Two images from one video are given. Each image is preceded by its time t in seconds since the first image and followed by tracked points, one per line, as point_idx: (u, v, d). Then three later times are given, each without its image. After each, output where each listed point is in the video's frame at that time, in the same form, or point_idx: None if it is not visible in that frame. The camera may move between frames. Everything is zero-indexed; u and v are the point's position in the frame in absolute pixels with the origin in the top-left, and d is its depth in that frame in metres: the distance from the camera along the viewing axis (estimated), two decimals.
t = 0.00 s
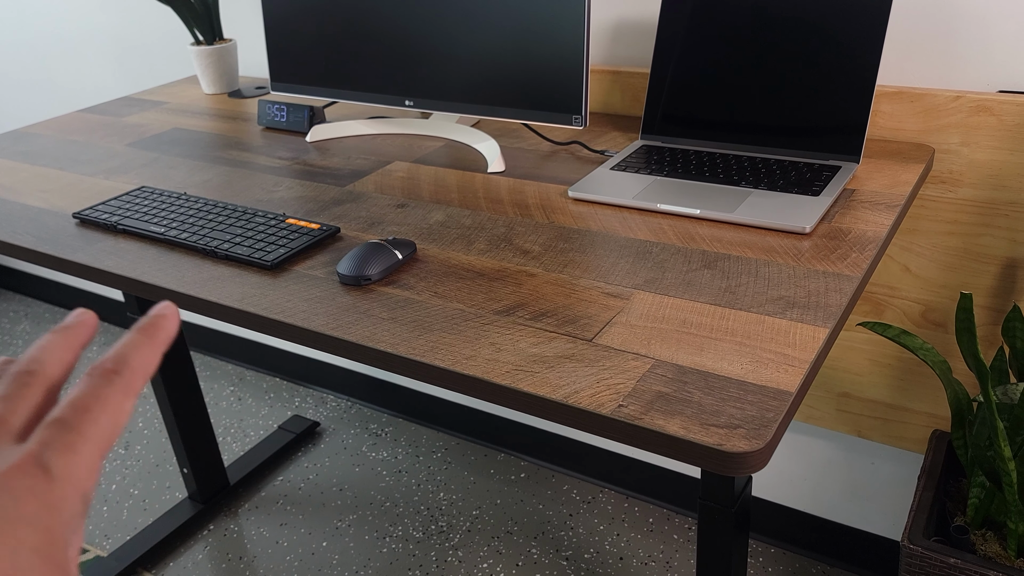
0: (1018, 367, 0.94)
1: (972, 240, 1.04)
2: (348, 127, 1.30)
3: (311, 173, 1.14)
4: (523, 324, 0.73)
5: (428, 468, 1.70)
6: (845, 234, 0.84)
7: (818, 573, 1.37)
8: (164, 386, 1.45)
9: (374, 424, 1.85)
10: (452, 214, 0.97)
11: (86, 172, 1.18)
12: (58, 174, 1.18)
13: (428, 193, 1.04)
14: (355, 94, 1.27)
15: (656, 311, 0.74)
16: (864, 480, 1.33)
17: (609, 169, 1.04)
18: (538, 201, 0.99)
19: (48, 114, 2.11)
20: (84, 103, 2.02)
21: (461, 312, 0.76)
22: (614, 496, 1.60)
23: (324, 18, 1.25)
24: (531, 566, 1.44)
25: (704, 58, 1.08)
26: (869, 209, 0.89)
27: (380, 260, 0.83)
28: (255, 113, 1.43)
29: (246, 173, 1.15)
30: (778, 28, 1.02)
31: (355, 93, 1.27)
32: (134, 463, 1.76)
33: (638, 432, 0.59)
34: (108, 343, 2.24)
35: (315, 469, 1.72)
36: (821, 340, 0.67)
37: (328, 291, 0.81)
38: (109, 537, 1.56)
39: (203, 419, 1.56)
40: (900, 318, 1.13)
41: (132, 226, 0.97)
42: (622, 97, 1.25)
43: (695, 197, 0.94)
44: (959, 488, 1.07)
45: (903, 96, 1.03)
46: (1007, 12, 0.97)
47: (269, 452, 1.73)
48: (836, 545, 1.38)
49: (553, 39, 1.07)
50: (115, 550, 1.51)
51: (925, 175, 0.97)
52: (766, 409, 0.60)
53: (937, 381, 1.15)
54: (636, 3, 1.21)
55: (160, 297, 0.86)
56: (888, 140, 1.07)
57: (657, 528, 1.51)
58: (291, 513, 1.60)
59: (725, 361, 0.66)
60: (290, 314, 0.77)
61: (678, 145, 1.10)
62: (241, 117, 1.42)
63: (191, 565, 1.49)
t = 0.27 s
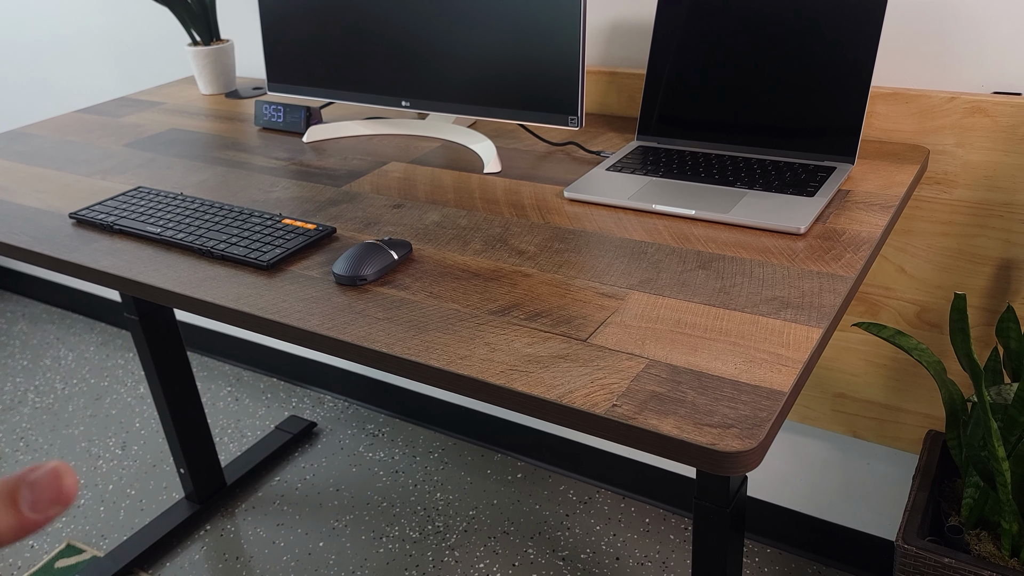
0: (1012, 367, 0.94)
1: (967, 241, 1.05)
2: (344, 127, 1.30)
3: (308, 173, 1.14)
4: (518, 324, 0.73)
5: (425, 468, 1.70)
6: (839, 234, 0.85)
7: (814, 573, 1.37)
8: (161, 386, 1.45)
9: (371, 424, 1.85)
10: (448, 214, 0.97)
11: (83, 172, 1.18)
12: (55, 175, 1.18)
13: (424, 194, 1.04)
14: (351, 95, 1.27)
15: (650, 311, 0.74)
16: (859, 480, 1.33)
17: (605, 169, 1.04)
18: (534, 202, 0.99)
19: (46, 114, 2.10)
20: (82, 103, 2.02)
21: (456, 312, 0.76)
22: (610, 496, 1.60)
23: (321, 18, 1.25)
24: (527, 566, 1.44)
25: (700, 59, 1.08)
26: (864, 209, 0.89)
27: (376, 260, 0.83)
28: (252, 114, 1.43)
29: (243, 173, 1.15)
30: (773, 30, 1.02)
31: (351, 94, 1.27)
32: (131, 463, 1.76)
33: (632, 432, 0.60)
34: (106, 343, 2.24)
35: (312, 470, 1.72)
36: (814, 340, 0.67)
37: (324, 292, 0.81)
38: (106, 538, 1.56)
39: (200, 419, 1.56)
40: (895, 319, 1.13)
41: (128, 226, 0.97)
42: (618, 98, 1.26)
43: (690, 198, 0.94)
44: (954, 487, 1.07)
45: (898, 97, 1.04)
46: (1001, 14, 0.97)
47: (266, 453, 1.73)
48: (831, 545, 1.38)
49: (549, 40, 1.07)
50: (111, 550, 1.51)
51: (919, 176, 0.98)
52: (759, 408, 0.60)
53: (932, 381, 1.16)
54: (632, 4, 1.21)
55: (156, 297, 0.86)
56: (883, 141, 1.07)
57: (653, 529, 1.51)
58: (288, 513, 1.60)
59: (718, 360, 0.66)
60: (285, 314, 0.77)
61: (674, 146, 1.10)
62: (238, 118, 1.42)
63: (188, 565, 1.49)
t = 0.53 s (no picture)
0: (1008, 369, 0.94)
1: (963, 243, 1.05)
2: (341, 129, 1.30)
3: (304, 175, 1.14)
4: (515, 325, 0.73)
5: (421, 471, 1.70)
6: (836, 235, 0.85)
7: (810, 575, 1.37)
8: (158, 388, 1.45)
9: (368, 426, 1.85)
10: (444, 216, 0.97)
11: (79, 174, 1.18)
12: (51, 176, 1.17)
13: (421, 195, 1.04)
14: (348, 96, 1.27)
15: (647, 312, 0.74)
16: (856, 482, 1.33)
17: (601, 171, 1.04)
18: (531, 203, 0.99)
19: (42, 115, 2.10)
20: (78, 105, 2.01)
21: (453, 313, 0.76)
22: (607, 498, 1.60)
23: (318, 20, 1.25)
24: (524, 568, 1.44)
25: (697, 61, 1.08)
26: (860, 211, 0.89)
27: (373, 261, 0.83)
28: (249, 115, 1.43)
29: (239, 174, 1.15)
30: (770, 31, 1.02)
31: (348, 95, 1.27)
32: (127, 465, 1.75)
33: (629, 432, 0.60)
34: (102, 345, 2.23)
35: (308, 472, 1.71)
36: (811, 341, 0.67)
37: (321, 293, 0.81)
38: (102, 540, 1.56)
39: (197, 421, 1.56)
40: (891, 320, 1.14)
41: (125, 227, 0.96)
42: (615, 99, 1.26)
43: (687, 199, 0.94)
44: (951, 489, 1.07)
45: (894, 99, 1.04)
46: (997, 16, 0.98)
47: (262, 455, 1.73)
48: (828, 547, 1.38)
49: (546, 41, 1.07)
50: (107, 553, 1.51)
51: (915, 178, 0.98)
52: (756, 409, 0.60)
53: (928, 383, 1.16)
54: (629, 6, 1.21)
55: (153, 298, 0.86)
56: (879, 143, 1.07)
57: (650, 531, 1.51)
58: (284, 515, 1.59)
59: (715, 361, 0.66)
60: (282, 315, 0.77)
61: (671, 148, 1.10)
62: (235, 120, 1.42)
63: (184, 567, 1.49)
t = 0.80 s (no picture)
0: (1014, 368, 0.94)
1: (968, 242, 1.05)
2: (346, 128, 1.30)
3: (310, 174, 1.14)
4: (523, 323, 0.73)
5: (424, 470, 1.70)
6: (843, 234, 0.85)
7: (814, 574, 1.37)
8: (163, 387, 1.45)
9: (371, 426, 1.85)
10: (450, 215, 0.97)
11: (85, 173, 1.18)
12: (57, 175, 1.18)
13: (427, 194, 1.04)
14: (353, 96, 1.27)
15: (654, 311, 0.74)
16: (860, 482, 1.33)
17: (607, 170, 1.04)
18: (536, 203, 0.99)
19: (46, 115, 2.10)
20: (83, 105, 2.02)
21: (460, 311, 0.76)
22: (610, 497, 1.60)
23: (323, 19, 1.25)
24: (527, 567, 1.44)
25: (702, 60, 1.08)
26: (866, 210, 0.89)
27: (379, 260, 0.83)
28: (254, 115, 1.43)
29: (245, 173, 1.15)
30: (776, 31, 1.02)
31: (353, 95, 1.27)
32: (131, 464, 1.75)
33: (638, 429, 0.60)
34: (105, 345, 2.23)
35: (311, 471, 1.71)
36: (819, 340, 0.67)
37: (328, 291, 0.81)
38: (106, 539, 1.56)
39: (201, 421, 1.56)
40: (896, 320, 1.14)
41: (131, 225, 0.96)
42: (619, 99, 1.26)
43: (693, 198, 0.94)
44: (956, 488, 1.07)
45: (900, 98, 1.04)
46: (1003, 16, 0.98)
47: (266, 455, 1.73)
48: (831, 546, 1.38)
49: (552, 41, 1.07)
50: (111, 551, 1.51)
51: (921, 177, 0.98)
52: (765, 407, 0.60)
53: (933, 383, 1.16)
54: (634, 6, 1.21)
55: (160, 296, 0.86)
56: (885, 142, 1.07)
57: (653, 530, 1.51)
58: (288, 514, 1.59)
59: (723, 359, 0.66)
60: (289, 313, 0.77)
61: (676, 147, 1.11)
62: (240, 119, 1.42)
63: (188, 566, 1.49)
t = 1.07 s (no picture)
0: (1013, 371, 0.95)
1: (967, 245, 1.05)
2: (346, 130, 1.30)
3: (311, 176, 1.15)
4: (522, 325, 0.74)
5: (424, 470, 1.70)
6: (841, 237, 0.85)
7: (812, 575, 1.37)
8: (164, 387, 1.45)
9: (371, 426, 1.85)
10: (451, 217, 0.98)
11: (87, 173, 1.19)
12: (59, 175, 1.18)
13: (427, 196, 1.04)
14: (354, 98, 1.27)
15: (653, 313, 0.74)
16: (858, 484, 1.33)
17: (607, 173, 1.05)
18: (537, 205, 0.99)
19: (48, 115, 2.11)
20: (85, 105, 2.02)
21: (460, 313, 0.77)
22: (609, 498, 1.60)
23: (325, 21, 1.26)
24: (527, 567, 1.44)
25: (702, 63, 1.09)
26: (865, 213, 0.90)
27: (380, 261, 0.83)
28: (255, 116, 1.44)
29: (246, 175, 1.16)
30: (775, 35, 1.03)
31: (354, 97, 1.27)
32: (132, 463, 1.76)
33: (636, 432, 0.60)
34: (107, 344, 2.24)
35: (312, 471, 1.72)
36: (817, 343, 0.68)
37: (328, 293, 0.82)
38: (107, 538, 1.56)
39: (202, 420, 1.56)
40: (895, 322, 1.14)
41: (133, 226, 0.97)
42: (619, 101, 1.26)
43: (692, 201, 0.95)
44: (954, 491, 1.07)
45: (898, 102, 1.04)
46: (1002, 19, 0.98)
47: (266, 454, 1.73)
48: (829, 548, 1.38)
49: (552, 44, 1.07)
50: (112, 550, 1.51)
51: (920, 180, 0.98)
52: (763, 410, 0.61)
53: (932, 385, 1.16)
54: (634, 9, 1.22)
55: (161, 297, 0.86)
56: (883, 145, 1.08)
57: (651, 531, 1.51)
58: (288, 513, 1.60)
59: (722, 362, 0.66)
60: (290, 315, 0.78)
61: (675, 150, 1.11)
62: (241, 120, 1.43)
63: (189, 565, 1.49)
